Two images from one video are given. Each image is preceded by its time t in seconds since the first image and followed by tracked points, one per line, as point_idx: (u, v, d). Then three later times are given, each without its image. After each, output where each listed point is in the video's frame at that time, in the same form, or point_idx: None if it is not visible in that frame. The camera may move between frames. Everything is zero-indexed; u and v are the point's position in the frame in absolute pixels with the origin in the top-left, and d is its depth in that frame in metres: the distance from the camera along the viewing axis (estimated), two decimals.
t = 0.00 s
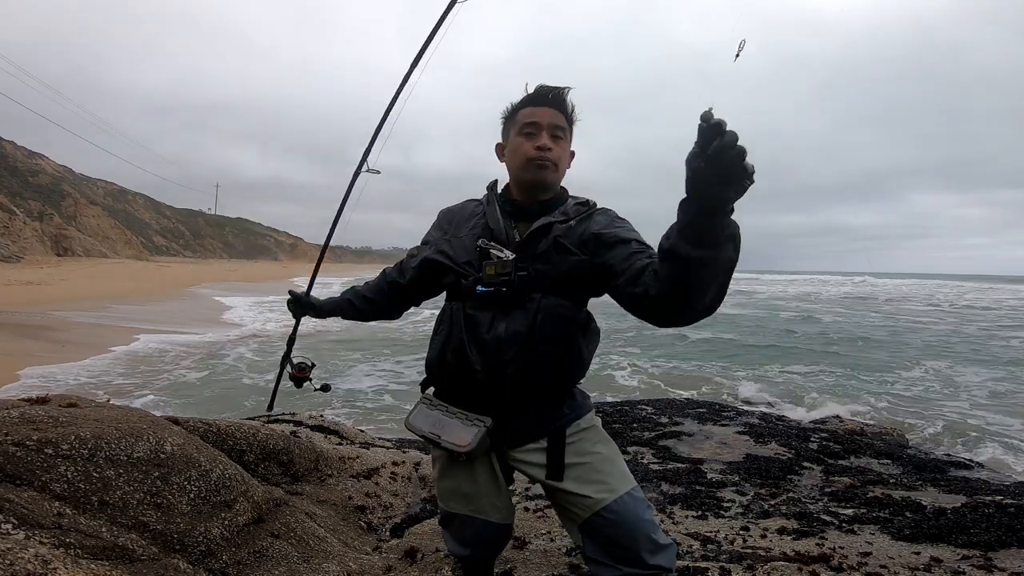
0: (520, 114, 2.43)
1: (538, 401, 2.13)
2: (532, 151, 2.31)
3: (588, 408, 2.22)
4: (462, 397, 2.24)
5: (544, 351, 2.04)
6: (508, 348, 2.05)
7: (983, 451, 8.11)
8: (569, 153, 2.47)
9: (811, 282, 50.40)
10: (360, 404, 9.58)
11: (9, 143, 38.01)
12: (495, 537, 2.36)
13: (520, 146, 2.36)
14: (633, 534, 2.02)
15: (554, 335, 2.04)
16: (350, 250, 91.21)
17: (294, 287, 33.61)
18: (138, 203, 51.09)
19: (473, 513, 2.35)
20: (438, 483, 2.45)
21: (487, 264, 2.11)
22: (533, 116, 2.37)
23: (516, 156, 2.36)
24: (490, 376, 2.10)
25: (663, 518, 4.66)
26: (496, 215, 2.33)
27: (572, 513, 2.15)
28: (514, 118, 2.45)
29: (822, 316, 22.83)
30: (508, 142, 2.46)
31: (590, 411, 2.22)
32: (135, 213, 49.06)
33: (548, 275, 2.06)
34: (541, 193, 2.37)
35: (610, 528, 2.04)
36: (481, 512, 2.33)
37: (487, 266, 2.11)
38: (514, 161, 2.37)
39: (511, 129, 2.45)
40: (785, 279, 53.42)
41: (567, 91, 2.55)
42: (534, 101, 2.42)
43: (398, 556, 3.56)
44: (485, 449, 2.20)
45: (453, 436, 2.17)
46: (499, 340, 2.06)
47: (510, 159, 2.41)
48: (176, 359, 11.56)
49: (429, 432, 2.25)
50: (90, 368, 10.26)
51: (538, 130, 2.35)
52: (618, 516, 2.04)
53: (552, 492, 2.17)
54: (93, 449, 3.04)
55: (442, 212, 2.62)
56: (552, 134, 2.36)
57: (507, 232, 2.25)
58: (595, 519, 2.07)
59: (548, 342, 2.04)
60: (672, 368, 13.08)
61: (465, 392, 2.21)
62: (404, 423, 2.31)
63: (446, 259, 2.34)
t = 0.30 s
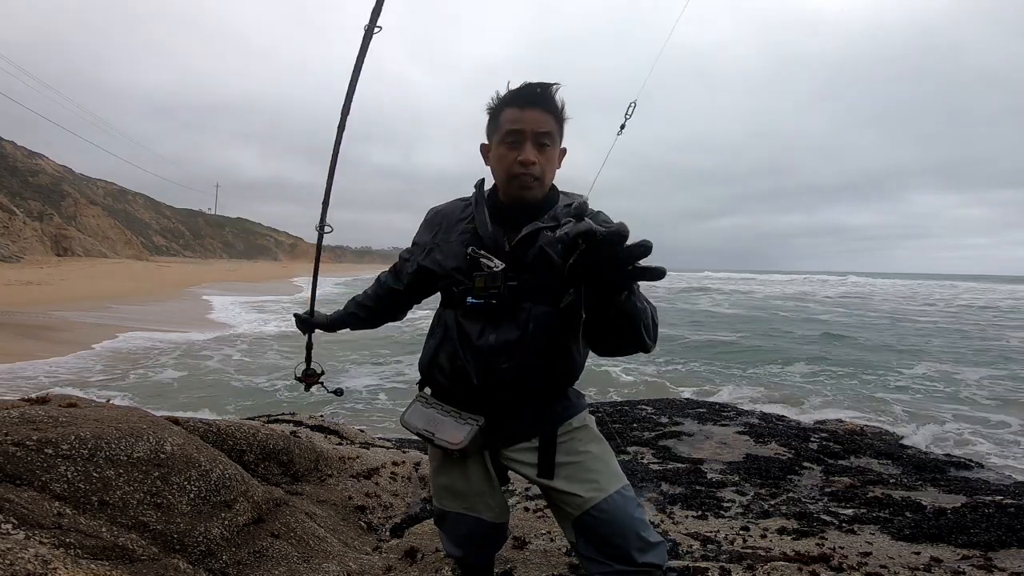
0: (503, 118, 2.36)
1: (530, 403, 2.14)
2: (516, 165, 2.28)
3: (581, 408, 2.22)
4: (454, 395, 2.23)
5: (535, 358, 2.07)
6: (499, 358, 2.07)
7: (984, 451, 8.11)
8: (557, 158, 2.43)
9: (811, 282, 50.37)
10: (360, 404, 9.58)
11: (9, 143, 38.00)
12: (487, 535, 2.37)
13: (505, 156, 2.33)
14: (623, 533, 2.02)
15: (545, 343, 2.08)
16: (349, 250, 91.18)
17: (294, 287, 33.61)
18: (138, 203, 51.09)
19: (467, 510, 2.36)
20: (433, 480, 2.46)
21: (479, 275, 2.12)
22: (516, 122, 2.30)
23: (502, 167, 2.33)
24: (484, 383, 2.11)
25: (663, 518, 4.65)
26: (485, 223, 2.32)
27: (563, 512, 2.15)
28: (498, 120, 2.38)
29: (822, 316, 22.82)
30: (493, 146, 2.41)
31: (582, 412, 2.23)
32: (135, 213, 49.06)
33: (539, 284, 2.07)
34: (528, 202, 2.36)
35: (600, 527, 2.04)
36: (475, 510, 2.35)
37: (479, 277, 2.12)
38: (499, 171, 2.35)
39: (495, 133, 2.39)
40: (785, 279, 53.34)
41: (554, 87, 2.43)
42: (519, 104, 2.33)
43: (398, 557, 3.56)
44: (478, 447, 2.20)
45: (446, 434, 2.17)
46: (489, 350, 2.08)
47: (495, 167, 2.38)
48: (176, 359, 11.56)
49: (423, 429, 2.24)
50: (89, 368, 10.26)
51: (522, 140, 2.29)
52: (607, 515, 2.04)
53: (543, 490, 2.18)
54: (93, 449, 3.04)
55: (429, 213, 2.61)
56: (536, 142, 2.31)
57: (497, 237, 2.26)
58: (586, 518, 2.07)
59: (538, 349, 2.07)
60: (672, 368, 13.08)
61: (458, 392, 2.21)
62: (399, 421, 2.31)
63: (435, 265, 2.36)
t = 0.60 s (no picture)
0: (473, 128, 2.33)
1: (526, 402, 2.14)
2: (492, 178, 2.28)
3: (578, 405, 2.22)
4: (452, 395, 2.24)
5: (527, 360, 2.07)
6: (493, 361, 2.09)
7: (984, 451, 8.11)
8: (534, 161, 2.42)
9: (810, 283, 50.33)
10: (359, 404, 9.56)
11: (8, 143, 37.98)
12: (486, 531, 2.38)
13: (480, 168, 2.33)
14: (620, 529, 2.03)
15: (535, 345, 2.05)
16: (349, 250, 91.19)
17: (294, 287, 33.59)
18: (138, 202, 51.09)
19: (467, 507, 2.36)
20: (433, 477, 2.46)
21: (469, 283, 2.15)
22: (487, 133, 2.28)
23: (480, 180, 2.33)
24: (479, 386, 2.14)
25: (663, 517, 4.66)
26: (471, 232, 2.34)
27: (561, 509, 2.15)
28: (469, 129, 2.36)
29: (822, 316, 22.81)
30: (467, 156, 2.39)
31: (580, 409, 2.23)
32: (135, 213, 49.05)
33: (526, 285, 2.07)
34: (509, 209, 2.37)
35: (598, 524, 2.04)
36: (475, 507, 2.35)
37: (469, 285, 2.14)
38: (477, 183, 2.35)
39: (468, 142, 2.37)
40: (785, 279, 53.27)
41: (520, 87, 2.39)
42: (488, 112, 2.30)
43: (398, 557, 3.56)
44: (478, 445, 2.21)
45: (446, 432, 2.18)
46: (484, 354, 2.09)
47: (472, 178, 2.38)
48: (175, 359, 11.55)
49: (423, 427, 2.25)
50: (89, 368, 10.26)
51: (495, 150, 2.28)
52: (605, 512, 2.05)
53: (541, 487, 2.17)
54: (93, 449, 3.04)
55: (416, 220, 2.64)
56: (510, 151, 2.29)
57: (480, 241, 2.29)
58: (583, 515, 2.07)
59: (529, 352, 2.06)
60: (672, 368, 13.08)
61: (456, 392, 2.22)
62: (399, 418, 2.32)
63: (428, 273, 2.41)
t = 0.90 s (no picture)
0: (457, 131, 2.33)
1: (524, 400, 2.14)
2: (481, 178, 2.27)
3: (579, 404, 2.21)
4: (451, 397, 2.25)
5: (524, 360, 2.07)
6: (489, 363, 2.09)
7: (984, 451, 8.11)
8: (521, 158, 2.41)
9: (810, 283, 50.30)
10: (359, 404, 9.55)
11: (8, 143, 37.98)
12: (486, 530, 2.38)
13: (470, 170, 2.32)
14: (620, 529, 2.03)
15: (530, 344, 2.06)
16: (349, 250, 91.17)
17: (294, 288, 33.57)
18: (138, 202, 51.09)
19: (468, 508, 2.36)
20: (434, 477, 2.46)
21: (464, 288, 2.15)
22: (472, 133, 2.27)
23: (469, 182, 2.33)
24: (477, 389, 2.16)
25: (662, 517, 4.66)
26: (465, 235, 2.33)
27: (561, 509, 2.15)
28: (454, 133, 2.35)
29: (822, 316, 22.80)
30: (455, 160, 2.39)
31: (581, 409, 2.22)
32: (135, 213, 49.03)
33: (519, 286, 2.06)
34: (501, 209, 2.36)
35: (598, 524, 2.05)
36: (476, 507, 2.35)
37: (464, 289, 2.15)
38: (467, 186, 2.35)
39: (454, 145, 2.37)
40: (785, 279, 53.23)
41: (501, 85, 2.38)
42: (470, 113, 2.30)
43: (398, 557, 3.56)
44: (479, 445, 2.21)
45: (446, 432, 2.18)
46: (481, 357, 2.10)
47: (462, 180, 2.37)
48: (175, 359, 11.55)
49: (423, 427, 2.25)
50: (88, 368, 10.26)
51: (482, 150, 2.27)
52: (605, 512, 2.05)
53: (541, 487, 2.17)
54: (93, 449, 3.04)
55: (409, 224, 2.67)
56: (497, 149, 2.28)
57: (473, 245, 2.29)
58: (584, 515, 2.07)
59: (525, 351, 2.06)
60: (672, 368, 13.07)
61: (455, 394, 2.23)
62: (400, 418, 2.32)
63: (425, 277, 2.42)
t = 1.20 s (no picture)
0: (451, 129, 2.34)
1: (523, 400, 2.13)
2: (475, 173, 2.26)
3: (581, 406, 2.20)
4: (451, 398, 2.24)
5: (524, 359, 2.07)
6: (488, 364, 2.10)
7: (984, 451, 8.10)
8: (517, 154, 2.39)
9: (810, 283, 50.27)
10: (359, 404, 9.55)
11: (8, 143, 38.00)
12: (486, 530, 2.37)
13: (464, 166, 2.31)
14: (623, 532, 2.03)
15: (529, 344, 2.05)
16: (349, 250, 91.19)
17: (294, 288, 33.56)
18: (138, 202, 51.10)
19: (468, 509, 2.36)
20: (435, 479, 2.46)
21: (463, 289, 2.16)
22: (465, 130, 2.27)
23: (464, 179, 2.32)
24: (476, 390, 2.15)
25: (662, 518, 4.66)
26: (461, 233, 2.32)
27: (564, 511, 2.15)
28: (448, 131, 2.36)
29: (822, 316, 22.80)
30: (450, 157, 2.38)
31: (583, 411, 2.21)
32: (135, 213, 49.03)
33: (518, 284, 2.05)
34: (498, 206, 2.33)
35: (600, 527, 2.05)
36: (477, 508, 2.35)
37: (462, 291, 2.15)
38: (463, 183, 2.34)
39: (449, 144, 2.37)
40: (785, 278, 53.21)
41: (495, 82, 2.38)
42: (464, 110, 2.30)
43: (398, 557, 3.56)
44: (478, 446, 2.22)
45: (446, 433, 2.19)
46: (480, 358, 2.10)
47: (457, 178, 2.37)
48: (175, 359, 11.55)
49: (424, 429, 2.25)
50: (88, 368, 10.26)
51: (476, 146, 2.27)
52: (607, 515, 2.05)
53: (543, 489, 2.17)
54: (93, 449, 3.04)
55: (409, 226, 2.68)
56: (491, 144, 2.27)
57: (469, 244, 2.28)
58: (586, 518, 2.08)
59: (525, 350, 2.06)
60: (672, 368, 13.07)
61: (455, 395, 2.23)
62: (401, 418, 2.33)
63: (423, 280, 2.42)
